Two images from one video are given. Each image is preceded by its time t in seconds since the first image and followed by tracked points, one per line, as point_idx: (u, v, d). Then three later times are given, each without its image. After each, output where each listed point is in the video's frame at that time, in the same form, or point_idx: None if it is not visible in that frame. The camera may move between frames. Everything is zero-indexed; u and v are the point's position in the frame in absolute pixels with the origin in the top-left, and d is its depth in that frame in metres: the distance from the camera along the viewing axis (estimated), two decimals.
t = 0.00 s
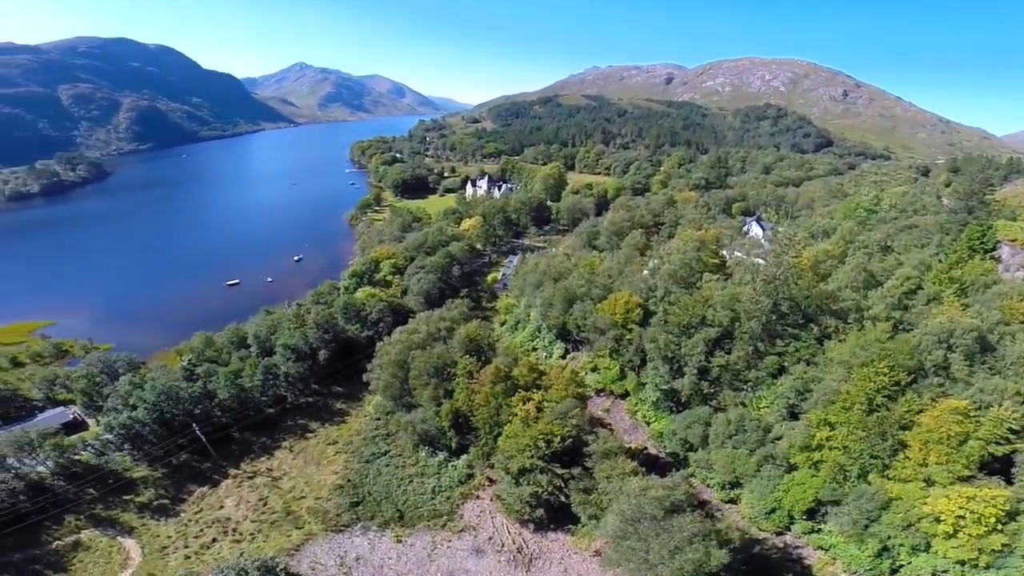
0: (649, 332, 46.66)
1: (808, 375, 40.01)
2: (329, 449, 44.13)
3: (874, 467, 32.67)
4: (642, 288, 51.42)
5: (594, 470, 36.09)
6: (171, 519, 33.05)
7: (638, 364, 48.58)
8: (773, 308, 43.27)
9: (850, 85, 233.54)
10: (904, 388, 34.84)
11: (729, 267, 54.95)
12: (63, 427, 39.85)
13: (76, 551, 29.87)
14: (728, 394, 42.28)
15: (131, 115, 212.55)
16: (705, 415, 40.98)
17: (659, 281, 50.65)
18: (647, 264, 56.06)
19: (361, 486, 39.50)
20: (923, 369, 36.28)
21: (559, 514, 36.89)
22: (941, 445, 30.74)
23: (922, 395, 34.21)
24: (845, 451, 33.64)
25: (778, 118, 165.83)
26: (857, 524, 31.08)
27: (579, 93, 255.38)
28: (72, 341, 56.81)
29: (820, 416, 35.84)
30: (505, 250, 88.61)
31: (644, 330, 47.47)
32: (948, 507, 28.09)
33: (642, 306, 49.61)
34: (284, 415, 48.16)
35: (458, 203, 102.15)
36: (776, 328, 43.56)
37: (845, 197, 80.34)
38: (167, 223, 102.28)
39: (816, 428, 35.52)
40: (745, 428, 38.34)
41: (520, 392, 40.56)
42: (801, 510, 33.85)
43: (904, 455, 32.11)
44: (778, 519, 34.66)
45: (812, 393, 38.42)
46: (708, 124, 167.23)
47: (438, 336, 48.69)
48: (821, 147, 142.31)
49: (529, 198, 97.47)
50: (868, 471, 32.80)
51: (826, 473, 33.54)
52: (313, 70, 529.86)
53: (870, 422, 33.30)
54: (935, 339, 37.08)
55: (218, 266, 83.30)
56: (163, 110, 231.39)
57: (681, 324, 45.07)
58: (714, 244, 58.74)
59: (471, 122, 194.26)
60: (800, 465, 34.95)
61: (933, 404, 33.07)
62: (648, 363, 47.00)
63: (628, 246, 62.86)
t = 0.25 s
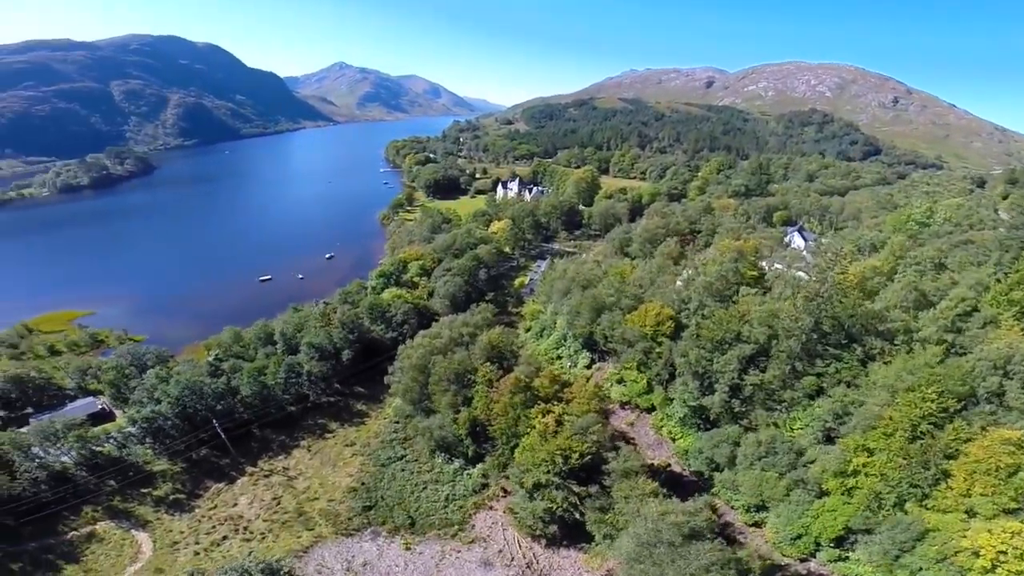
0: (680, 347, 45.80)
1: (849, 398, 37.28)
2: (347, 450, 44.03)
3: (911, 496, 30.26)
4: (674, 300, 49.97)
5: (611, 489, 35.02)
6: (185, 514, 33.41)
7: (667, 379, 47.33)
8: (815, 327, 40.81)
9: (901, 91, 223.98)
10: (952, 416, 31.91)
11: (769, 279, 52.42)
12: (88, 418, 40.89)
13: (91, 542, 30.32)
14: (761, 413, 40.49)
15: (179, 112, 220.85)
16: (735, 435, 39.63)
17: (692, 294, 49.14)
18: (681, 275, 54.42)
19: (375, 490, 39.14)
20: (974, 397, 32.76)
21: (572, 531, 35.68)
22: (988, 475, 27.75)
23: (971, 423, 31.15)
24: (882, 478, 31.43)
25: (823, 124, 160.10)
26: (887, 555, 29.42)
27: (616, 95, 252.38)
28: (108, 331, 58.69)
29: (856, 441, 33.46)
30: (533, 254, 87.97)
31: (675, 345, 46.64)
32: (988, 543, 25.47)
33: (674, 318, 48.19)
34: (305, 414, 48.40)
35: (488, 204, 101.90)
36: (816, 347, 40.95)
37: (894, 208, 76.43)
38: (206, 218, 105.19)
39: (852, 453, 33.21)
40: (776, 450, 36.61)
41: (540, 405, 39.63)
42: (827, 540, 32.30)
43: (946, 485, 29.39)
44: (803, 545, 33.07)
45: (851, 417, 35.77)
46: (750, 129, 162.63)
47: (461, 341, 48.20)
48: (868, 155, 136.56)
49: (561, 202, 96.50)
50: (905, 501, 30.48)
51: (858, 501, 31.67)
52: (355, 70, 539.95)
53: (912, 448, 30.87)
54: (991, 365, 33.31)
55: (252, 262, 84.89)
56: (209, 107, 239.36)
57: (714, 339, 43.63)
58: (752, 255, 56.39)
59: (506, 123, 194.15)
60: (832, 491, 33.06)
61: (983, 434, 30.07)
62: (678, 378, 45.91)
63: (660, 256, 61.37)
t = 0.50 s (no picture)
0: (714, 363, 43.89)
1: (893, 424, 34.88)
2: (364, 452, 43.70)
3: (950, 528, 27.80)
4: (709, 314, 48.27)
5: (629, 509, 33.81)
6: (200, 509, 33.86)
7: (697, 396, 45.78)
8: (862, 349, 38.80)
9: (961, 98, 212.98)
10: (1008, 446, 29.04)
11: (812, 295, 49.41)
12: (116, 408, 42.01)
13: (106, 534, 30.80)
14: (797, 435, 38.40)
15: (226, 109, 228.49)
16: (767, 457, 37.91)
17: (730, 309, 47.36)
18: (719, 288, 52.69)
19: (389, 495, 38.56)
20: None
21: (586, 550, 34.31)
22: None
23: None
24: (920, 508, 29.01)
25: (874, 132, 153.42)
26: None
27: (657, 98, 248.38)
28: (144, 321, 60.48)
29: (897, 469, 31.24)
30: (565, 259, 86.91)
31: (708, 360, 44.93)
32: None
33: (709, 333, 46.50)
34: (326, 413, 48.38)
35: (521, 207, 101.25)
36: (859, 369, 38.77)
37: (950, 222, 72.10)
38: (246, 214, 107.79)
39: (892, 481, 30.99)
40: (809, 474, 34.63)
41: (561, 418, 38.72)
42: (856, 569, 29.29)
43: (992, 518, 26.75)
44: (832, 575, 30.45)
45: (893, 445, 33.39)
46: (795, 135, 157.13)
47: (484, 347, 47.66)
48: (923, 165, 129.92)
49: (595, 207, 95.11)
50: (942, 534, 27.97)
51: (893, 532, 29.18)
52: (395, 70, 549.71)
53: (960, 478, 28.40)
54: None
55: (287, 258, 86.33)
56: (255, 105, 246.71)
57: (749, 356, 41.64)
58: (796, 268, 53.73)
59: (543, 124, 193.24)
60: (866, 519, 30.73)
61: None
62: (709, 395, 43.93)
63: (694, 268, 59.65)
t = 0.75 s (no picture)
0: (752, 382, 41.80)
1: (946, 454, 31.49)
2: (384, 453, 43.30)
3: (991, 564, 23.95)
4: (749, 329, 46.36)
5: (650, 532, 32.40)
6: (218, 502, 34.36)
7: (732, 415, 43.49)
8: (916, 376, 35.95)
9: None
10: None
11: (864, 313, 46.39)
12: (148, 397, 43.38)
13: (126, 522, 31.21)
14: (836, 461, 36.10)
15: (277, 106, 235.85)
16: (803, 481, 35.74)
17: (772, 327, 45.35)
18: (765, 304, 50.22)
19: (405, 500, 38.05)
20: None
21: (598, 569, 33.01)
22: None
23: None
24: (964, 544, 25.46)
25: (938, 141, 145.07)
26: None
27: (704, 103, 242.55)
28: (184, 311, 62.27)
29: (944, 502, 27.90)
30: (600, 266, 85.29)
31: (746, 379, 42.71)
32: None
33: (751, 350, 44.38)
34: (351, 412, 48.36)
35: (558, 210, 100.17)
36: (911, 395, 35.96)
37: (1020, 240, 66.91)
38: (289, 209, 110.10)
39: (936, 514, 27.74)
40: (845, 503, 32.25)
41: (584, 433, 37.80)
42: None
43: None
44: None
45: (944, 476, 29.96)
46: (851, 142, 150.16)
47: (511, 354, 46.91)
48: (992, 177, 121.75)
49: (634, 213, 93.11)
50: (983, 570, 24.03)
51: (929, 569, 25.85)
52: (440, 70, 557.14)
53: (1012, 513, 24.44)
54: None
55: (324, 253, 87.46)
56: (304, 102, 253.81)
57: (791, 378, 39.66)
58: (848, 285, 50.46)
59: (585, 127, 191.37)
60: (902, 554, 27.78)
61: None
62: (745, 415, 41.89)
63: (735, 280, 57.49)
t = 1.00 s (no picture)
0: (792, 406, 39.38)
1: (1002, 489, 28.29)
2: (404, 456, 42.92)
3: None
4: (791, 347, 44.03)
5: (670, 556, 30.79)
6: (236, 496, 34.79)
7: (769, 437, 41.28)
8: (974, 406, 32.90)
9: None
10: None
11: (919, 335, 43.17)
12: (180, 386, 44.69)
13: (146, 512, 31.98)
14: (876, 489, 33.38)
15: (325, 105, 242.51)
16: (838, 507, 33.04)
17: (817, 347, 42.98)
18: (810, 323, 47.56)
19: (420, 504, 37.44)
20: None
21: None
22: None
23: None
24: None
25: (1009, 152, 135.65)
26: None
27: (754, 108, 235.24)
28: (223, 303, 64.01)
29: (989, 538, 24.77)
30: (637, 273, 83.26)
31: (786, 402, 40.39)
32: None
33: (793, 370, 42.09)
34: (375, 411, 48.16)
35: (596, 215, 98.52)
36: (966, 425, 32.95)
37: None
38: (330, 205, 112.29)
39: (979, 551, 24.47)
40: (882, 535, 28.81)
41: (608, 450, 36.59)
42: None
43: None
44: None
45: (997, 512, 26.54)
46: (912, 152, 142.20)
47: (538, 362, 45.97)
48: None
49: (675, 220, 90.54)
50: None
51: None
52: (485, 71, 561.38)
53: None
54: None
55: (362, 250, 88.55)
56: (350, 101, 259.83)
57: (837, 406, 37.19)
58: (902, 305, 47.13)
59: (628, 131, 188.38)
60: None
61: None
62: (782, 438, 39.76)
63: (778, 296, 54.87)
